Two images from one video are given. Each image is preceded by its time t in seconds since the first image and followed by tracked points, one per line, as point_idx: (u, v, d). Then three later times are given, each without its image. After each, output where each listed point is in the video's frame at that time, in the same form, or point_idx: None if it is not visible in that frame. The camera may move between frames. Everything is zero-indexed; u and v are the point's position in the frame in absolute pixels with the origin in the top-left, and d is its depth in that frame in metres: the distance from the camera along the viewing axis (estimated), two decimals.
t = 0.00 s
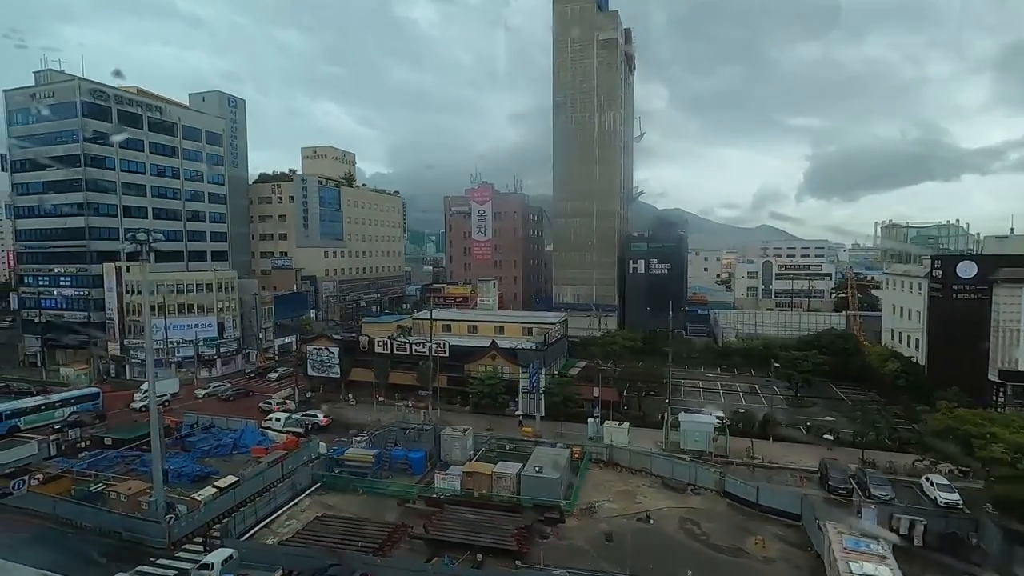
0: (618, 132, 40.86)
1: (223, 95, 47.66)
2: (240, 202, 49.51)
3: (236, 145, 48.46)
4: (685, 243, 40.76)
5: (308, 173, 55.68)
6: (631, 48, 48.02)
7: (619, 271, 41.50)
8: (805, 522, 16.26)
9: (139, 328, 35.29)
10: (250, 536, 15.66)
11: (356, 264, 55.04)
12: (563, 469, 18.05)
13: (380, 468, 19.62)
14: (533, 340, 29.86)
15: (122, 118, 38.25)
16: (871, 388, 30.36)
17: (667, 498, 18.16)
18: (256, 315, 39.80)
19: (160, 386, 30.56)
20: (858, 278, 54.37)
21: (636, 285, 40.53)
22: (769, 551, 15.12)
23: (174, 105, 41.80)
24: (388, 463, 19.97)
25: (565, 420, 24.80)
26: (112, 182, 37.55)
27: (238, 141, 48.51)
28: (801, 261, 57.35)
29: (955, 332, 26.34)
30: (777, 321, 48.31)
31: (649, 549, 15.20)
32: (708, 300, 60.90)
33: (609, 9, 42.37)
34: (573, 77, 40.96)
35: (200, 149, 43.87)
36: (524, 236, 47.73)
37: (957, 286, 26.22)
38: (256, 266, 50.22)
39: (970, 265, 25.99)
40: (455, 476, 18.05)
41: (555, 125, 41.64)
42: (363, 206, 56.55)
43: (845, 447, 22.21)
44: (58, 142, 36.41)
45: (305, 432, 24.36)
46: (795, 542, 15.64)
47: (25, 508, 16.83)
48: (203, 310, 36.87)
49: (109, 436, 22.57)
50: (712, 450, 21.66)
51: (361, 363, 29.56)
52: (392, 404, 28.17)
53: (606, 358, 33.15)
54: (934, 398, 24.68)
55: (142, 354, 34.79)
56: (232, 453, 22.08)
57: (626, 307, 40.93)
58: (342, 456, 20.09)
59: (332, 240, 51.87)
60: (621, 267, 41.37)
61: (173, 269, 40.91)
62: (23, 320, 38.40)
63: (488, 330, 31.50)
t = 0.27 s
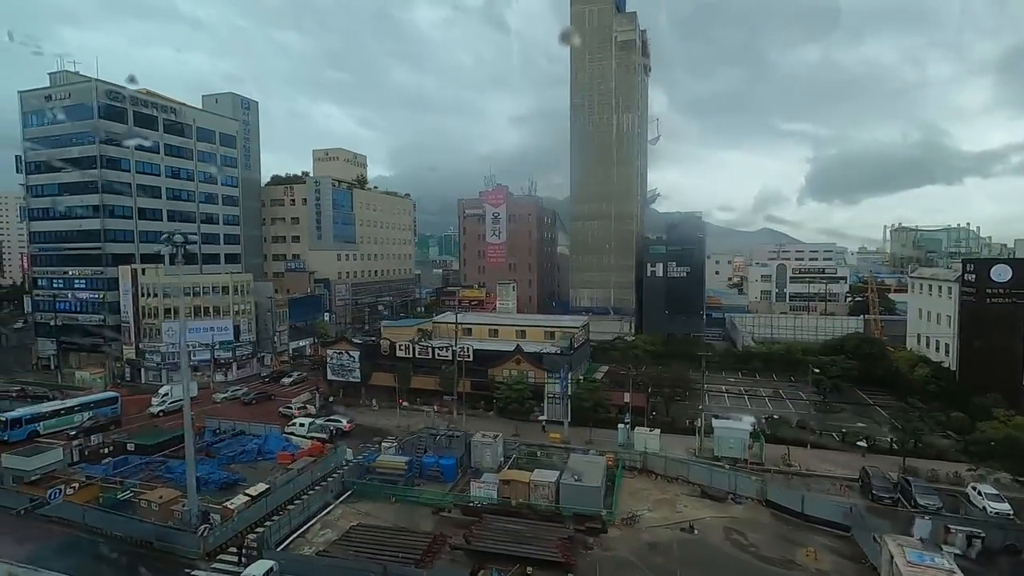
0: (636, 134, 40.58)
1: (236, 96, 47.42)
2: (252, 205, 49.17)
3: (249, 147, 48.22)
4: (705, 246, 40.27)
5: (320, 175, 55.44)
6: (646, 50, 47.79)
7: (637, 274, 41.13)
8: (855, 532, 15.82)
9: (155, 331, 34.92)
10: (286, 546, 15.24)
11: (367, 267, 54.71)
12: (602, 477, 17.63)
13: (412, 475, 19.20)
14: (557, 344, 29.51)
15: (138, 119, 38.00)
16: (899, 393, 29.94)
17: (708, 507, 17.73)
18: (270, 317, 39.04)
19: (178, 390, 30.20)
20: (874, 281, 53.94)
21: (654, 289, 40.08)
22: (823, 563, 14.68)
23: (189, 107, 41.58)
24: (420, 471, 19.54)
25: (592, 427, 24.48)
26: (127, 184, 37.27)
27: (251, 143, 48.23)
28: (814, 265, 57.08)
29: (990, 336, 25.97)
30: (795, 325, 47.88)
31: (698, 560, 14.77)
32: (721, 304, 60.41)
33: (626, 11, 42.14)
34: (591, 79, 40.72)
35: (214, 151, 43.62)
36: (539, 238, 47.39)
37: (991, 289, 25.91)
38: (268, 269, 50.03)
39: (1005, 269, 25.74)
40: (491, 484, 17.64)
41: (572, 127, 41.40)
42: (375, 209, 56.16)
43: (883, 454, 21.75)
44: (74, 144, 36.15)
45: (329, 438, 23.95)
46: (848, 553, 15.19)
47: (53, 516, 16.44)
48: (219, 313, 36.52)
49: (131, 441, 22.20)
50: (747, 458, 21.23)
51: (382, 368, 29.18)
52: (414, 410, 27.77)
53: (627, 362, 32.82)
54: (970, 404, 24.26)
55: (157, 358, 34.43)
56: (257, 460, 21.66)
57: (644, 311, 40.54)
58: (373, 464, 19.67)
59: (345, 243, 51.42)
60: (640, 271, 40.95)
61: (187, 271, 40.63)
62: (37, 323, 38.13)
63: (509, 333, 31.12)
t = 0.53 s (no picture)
0: (654, 135, 40.22)
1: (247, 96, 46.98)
2: (263, 205, 48.79)
3: (261, 147, 47.82)
4: (724, 248, 39.80)
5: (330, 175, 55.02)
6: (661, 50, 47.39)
7: (653, 276, 40.80)
8: (905, 541, 15.41)
9: (169, 333, 34.45)
10: (322, 555, 14.83)
11: (378, 268, 54.34)
12: (641, 483, 17.22)
13: (444, 481, 18.79)
14: (580, 346, 29.07)
15: (151, 118, 37.63)
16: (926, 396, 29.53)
17: (749, 514, 17.32)
18: (284, 319, 38.61)
19: (195, 393, 29.80)
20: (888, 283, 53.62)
21: (671, 290, 39.74)
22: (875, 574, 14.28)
23: (202, 106, 41.20)
24: (450, 477, 19.13)
25: (619, 431, 24.09)
26: (140, 184, 36.93)
27: (262, 142, 47.82)
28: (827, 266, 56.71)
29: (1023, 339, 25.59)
30: (810, 327, 47.53)
31: (747, 570, 14.35)
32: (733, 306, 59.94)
33: (643, 10, 41.75)
34: (608, 79, 40.35)
35: (226, 151, 43.26)
36: (553, 239, 47.01)
37: None
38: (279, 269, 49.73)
39: None
40: (527, 490, 17.23)
41: (589, 128, 41.04)
42: (385, 210, 55.83)
43: (921, 460, 21.34)
44: (87, 143, 35.75)
45: (353, 442, 23.54)
46: (900, 563, 14.79)
47: (80, 523, 16.04)
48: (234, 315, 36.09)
49: (152, 445, 21.76)
50: (782, 463, 20.82)
51: (402, 370, 28.76)
52: (435, 413, 27.38)
53: (648, 364, 32.41)
54: (1005, 409, 23.86)
55: (171, 360, 33.96)
56: (282, 465, 21.26)
57: (661, 313, 40.20)
58: (403, 469, 19.25)
59: (357, 244, 51.13)
60: (656, 272, 40.63)
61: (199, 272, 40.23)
62: (48, 324, 37.72)
63: (529, 335, 30.68)
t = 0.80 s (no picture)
0: (670, 130, 39.76)
1: (256, 90, 46.33)
2: (271, 201, 48.44)
3: (270, 142, 47.22)
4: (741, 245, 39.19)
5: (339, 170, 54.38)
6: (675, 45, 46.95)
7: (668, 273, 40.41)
8: (953, 545, 15.09)
9: (181, 330, 33.97)
10: (359, 559, 14.44)
11: (387, 264, 53.90)
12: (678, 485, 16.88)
13: (476, 482, 18.43)
14: (601, 344, 28.71)
15: (161, 112, 37.04)
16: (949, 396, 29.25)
17: (789, 517, 16.98)
18: (295, 316, 38.13)
19: (209, 391, 29.37)
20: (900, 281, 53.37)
21: (687, 288, 39.40)
22: None
23: (211, 100, 40.61)
24: (481, 478, 18.74)
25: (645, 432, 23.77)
26: (150, 179, 36.36)
27: (271, 137, 47.20)
28: (838, 264, 56.44)
29: None
30: (822, 325, 47.28)
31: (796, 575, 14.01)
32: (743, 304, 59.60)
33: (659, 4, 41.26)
34: (624, 74, 39.89)
35: (235, 145, 42.68)
36: (565, 236, 46.63)
37: None
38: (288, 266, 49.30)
39: None
40: (562, 492, 16.88)
41: (604, 123, 40.58)
42: (394, 205, 55.32)
43: (955, 461, 21.03)
44: (96, 136, 35.18)
45: (375, 441, 23.15)
46: (949, 567, 14.47)
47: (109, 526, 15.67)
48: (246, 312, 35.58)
49: (173, 445, 21.32)
50: (815, 464, 20.49)
51: (421, 368, 28.37)
52: (455, 412, 27.07)
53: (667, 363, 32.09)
54: None
55: (183, 357, 33.49)
56: (305, 465, 20.85)
57: (676, 310, 39.87)
58: (432, 470, 18.87)
59: (366, 240, 50.59)
60: (672, 269, 40.27)
61: (209, 268, 39.73)
62: (58, 320, 37.26)
63: (548, 333, 30.31)
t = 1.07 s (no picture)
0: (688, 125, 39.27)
1: (267, 86, 45.83)
2: (283, 198, 48.11)
3: (281, 139, 46.75)
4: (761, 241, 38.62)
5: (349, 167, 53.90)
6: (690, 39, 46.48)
7: (687, 270, 39.95)
8: (1007, 547, 14.74)
9: (197, 329, 33.62)
10: (402, 563, 14.10)
11: (399, 261, 53.53)
12: (722, 486, 16.54)
13: (513, 484, 18.07)
14: (625, 342, 28.36)
15: (174, 108, 36.60)
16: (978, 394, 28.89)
17: (833, 518, 16.63)
18: (311, 314, 37.78)
19: (228, 391, 29.03)
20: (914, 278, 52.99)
21: (706, 285, 38.99)
22: None
23: (224, 96, 40.16)
24: (516, 479, 18.37)
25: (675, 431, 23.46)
26: (164, 176, 35.95)
27: (282, 134, 46.72)
28: (851, 260, 56.05)
29: None
30: (838, 322, 46.99)
31: None
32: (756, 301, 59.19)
33: None
34: (641, 68, 39.42)
35: (248, 142, 42.24)
36: (580, 233, 46.23)
37: None
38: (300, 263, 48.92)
39: None
40: (604, 494, 16.51)
41: (621, 118, 40.14)
42: (405, 202, 54.87)
43: (994, 461, 20.66)
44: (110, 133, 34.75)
45: (402, 442, 22.83)
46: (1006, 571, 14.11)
47: (144, 531, 15.40)
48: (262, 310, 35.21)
49: (198, 446, 21.00)
50: (853, 464, 20.11)
51: (443, 367, 28.01)
52: (478, 411, 26.83)
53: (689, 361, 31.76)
54: None
55: (199, 356, 33.12)
56: (333, 466, 20.49)
57: (695, 307, 39.48)
58: (468, 472, 18.51)
59: (378, 237, 50.20)
60: (690, 266, 39.83)
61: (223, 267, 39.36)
62: (70, 319, 36.88)
63: (570, 331, 29.94)
